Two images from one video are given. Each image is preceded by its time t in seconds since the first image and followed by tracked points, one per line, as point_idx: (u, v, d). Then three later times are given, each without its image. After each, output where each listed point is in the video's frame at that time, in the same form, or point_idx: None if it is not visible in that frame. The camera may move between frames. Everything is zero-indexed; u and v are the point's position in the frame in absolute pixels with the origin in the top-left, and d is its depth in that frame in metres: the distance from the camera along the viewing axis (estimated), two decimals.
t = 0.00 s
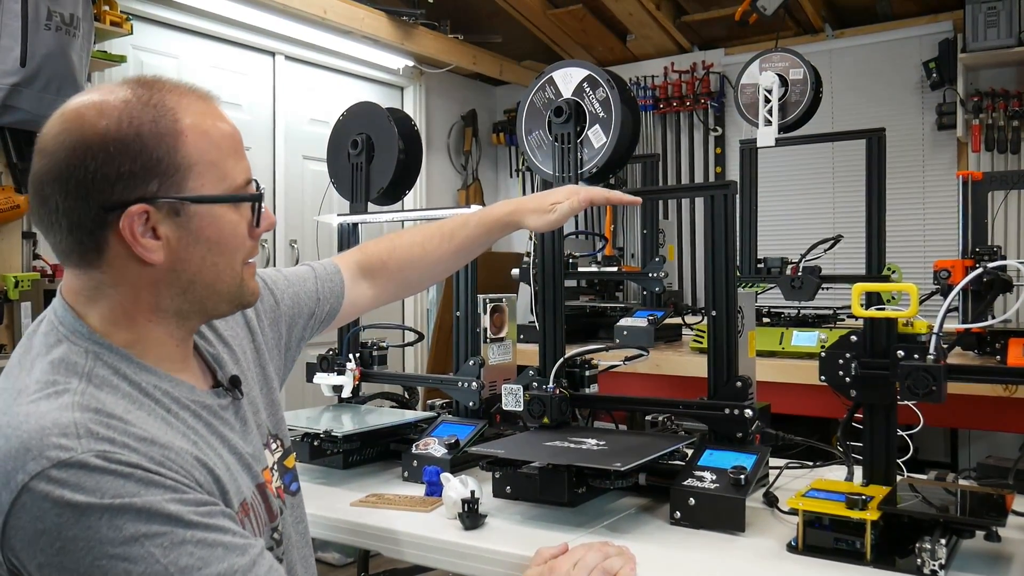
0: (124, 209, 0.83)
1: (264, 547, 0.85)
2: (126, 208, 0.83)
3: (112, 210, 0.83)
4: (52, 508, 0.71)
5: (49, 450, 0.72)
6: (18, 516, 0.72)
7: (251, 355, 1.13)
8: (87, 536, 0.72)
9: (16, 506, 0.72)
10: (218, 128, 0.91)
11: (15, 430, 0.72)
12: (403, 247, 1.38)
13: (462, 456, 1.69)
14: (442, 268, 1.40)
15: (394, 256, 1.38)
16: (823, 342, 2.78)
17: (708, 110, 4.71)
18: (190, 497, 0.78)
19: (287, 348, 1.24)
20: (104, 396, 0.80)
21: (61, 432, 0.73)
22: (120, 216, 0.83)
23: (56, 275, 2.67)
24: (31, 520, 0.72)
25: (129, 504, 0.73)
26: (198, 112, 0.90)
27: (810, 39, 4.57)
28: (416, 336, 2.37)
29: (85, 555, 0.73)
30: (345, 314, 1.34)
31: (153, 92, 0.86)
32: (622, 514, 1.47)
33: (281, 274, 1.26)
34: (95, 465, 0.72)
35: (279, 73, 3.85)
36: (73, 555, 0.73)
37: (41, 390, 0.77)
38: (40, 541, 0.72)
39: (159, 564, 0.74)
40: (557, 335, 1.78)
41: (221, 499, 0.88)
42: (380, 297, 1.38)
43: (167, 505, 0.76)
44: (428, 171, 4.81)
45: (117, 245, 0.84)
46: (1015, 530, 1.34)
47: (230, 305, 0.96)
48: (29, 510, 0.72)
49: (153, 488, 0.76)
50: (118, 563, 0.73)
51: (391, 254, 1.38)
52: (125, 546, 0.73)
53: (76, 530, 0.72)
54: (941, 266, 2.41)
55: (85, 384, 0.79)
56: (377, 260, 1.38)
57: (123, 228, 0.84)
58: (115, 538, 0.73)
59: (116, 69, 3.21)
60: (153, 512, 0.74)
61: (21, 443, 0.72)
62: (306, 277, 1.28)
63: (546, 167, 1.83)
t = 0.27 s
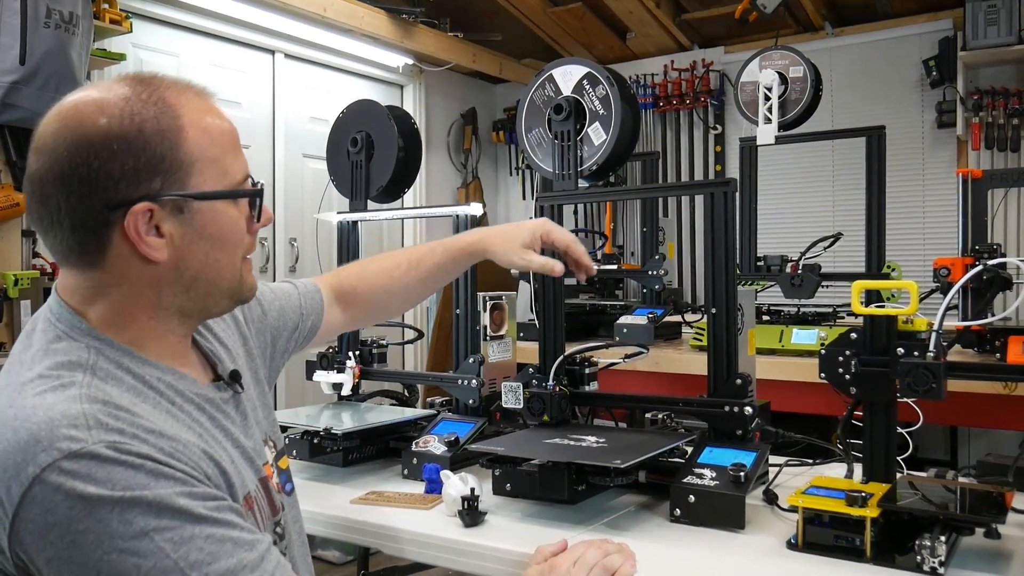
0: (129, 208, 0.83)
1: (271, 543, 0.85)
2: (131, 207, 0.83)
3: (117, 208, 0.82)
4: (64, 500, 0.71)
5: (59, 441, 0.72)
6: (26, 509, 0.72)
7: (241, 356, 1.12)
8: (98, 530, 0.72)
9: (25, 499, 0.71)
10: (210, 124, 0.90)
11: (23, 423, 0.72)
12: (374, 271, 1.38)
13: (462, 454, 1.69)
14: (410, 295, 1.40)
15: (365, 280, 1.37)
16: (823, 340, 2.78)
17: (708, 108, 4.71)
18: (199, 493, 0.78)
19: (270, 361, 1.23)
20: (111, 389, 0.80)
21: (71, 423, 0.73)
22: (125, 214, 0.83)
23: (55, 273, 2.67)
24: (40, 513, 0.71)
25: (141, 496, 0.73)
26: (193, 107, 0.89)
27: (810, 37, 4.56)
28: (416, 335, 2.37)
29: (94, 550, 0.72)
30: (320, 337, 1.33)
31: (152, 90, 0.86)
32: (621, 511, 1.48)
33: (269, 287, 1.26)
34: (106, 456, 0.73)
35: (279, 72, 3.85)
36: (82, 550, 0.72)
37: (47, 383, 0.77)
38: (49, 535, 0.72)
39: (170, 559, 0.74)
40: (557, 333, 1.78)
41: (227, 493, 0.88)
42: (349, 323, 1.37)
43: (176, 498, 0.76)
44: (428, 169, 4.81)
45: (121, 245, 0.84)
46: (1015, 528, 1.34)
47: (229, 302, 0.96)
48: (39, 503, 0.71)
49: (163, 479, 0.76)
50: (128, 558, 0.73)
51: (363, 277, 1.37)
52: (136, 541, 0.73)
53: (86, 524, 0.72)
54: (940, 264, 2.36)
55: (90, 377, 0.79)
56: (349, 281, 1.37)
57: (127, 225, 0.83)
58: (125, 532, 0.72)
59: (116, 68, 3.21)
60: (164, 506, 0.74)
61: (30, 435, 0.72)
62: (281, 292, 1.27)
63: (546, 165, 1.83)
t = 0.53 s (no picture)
0: (126, 215, 0.83)
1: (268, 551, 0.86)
2: (127, 214, 0.83)
3: (114, 214, 0.82)
4: (57, 517, 0.72)
5: (51, 457, 0.72)
6: (21, 525, 0.72)
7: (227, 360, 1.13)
8: (92, 546, 0.72)
9: (18, 515, 0.72)
10: (211, 127, 0.90)
11: (15, 437, 0.72)
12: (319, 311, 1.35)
13: (462, 452, 1.69)
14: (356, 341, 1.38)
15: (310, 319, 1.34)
16: (822, 339, 2.78)
17: (708, 107, 4.71)
18: (194, 504, 0.79)
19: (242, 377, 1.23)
20: (104, 395, 0.80)
21: (64, 437, 0.73)
22: (122, 221, 0.83)
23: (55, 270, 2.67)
24: (35, 529, 0.72)
25: (135, 513, 0.74)
26: (195, 112, 0.89)
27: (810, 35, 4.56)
28: (416, 333, 2.37)
29: (90, 566, 0.73)
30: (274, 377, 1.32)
31: (156, 94, 0.86)
32: (621, 509, 1.48)
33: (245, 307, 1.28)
34: (99, 471, 0.73)
35: (279, 69, 3.85)
36: (78, 565, 0.73)
37: (37, 394, 0.76)
38: (44, 550, 0.72)
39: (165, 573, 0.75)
40: (557, 331, 1.78)
41: (222, 499, 0.88)
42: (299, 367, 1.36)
43: (170, 513, 0.76)
44: (428, 167, 4.80)
45: (116, 251, 0.84)
46: (1014, 526, 1.34)
47: (221, 306, 0.96)
48: (33, 520, 0.72)
49: (158, 493, 0.76)
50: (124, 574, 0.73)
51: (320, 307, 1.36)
52: (131, 557, 0.73)
53: (80, 541, 0.72)
54: (939, 262, 2.39)
55: (82, 385, 0.79)
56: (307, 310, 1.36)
57: (123, 231, 0.83)
58: (119, 549, 0.73)
59: (116, 65, 3.21)
60: (158, 521, 0.75)
61: (21, 450, 0.72)
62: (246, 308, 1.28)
63: (546, 163, 1.83)
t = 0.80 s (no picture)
0: (120, 215, 0.83)
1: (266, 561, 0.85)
2: (122, 214, 0.83)
3: (108, 214, 0.82)
4: (55, 535, 0.71)
5: (47, 475, 0.71)
6: (18, 543, 0.72)
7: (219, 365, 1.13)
8: (90, 564, 0.72)
9: (15, 534, 0.71)
10: (210, 129, 0.90)
11: (10, 454, 0.71)
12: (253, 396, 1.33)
13: (462, 450, 1.69)
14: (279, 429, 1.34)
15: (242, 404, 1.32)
16: (823, 336, 2.78)
17: (708, 104, 4.70)
18: (190, 518, 0.78)
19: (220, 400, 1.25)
20: (99, 406, 0.80)
21: (60, 452, 0.72)
22: (116, 222, 0.83)
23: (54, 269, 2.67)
24: (32, 548, 0.72)
25: (132, 529, 0.73)
26: (196, 114, 0.89)
27: (810, 33, 4.56)
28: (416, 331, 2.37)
29: None
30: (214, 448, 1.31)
31: (158, 96, 0.87)
32: (622, 507, 1.47)
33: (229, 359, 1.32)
34: (96, 487, 0.72)
35: (279, 68, 3.84)
36: None
37: (27, 408, 0.76)
38: (41, 567, 0.72)
39: None
40: (557, 329, 1.78)
41: (219, 510, 0.88)
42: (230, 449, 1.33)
43: (167, 528, 0.76)
44: (428, 165, 4.80)
45: (108, 251, 0.84)
46: (1014, 522, 1.34)
47: (212, 315, 0.96)
48: (30, 538, 0.71)
49: (154, 508, 0.76)
50: None
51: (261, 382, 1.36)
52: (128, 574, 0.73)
53: (78, 559, 0.72)
54: (940, 259, 2.41)
55: (75, 397, 0.78)
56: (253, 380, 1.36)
57: (116, 232, 0.83)
58: (117, 567, 0.73)
59: (115, 64, 3.20)
60: (155, 538, 0.75)
61: (16, 468, 0.71)
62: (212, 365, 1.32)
63: (546, 160, 1.83)
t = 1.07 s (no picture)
0: (98, 197, 0.84)
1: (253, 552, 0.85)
2: (100, 196, 0.84)
3: (87, 198, 0.84)
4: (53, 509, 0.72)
5: (49, 448, 0.73)
6: (15, 516, 0.73)
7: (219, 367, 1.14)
8: (82, 540, 0.73)
9: (12, 506, 0.72)
10: (189, 117, 0.91)
11: (12, 429, 0.73)
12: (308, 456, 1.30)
13: (462, 449, 1.69)
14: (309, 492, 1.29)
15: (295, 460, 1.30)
16: (823, 335, 2.78)
17: (708, 103, 4.70)
18: (183, 502, 0.79)
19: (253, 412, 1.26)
20: (102, 390, 0.81)
21: (61, 427, 0.74)
22: (94, 205, 0.84)
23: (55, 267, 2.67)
24: (29, 519, 0.72)
25: (125, 507, 0.74)
26: (173, 101, 0.90)
27: (810, 31, 4.56)
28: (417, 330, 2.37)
29: (77, 558, 0.73)
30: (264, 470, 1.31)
31: (135, 84, 0.88)
32: (622, 505, 1.48)
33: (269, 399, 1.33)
34: (93, 462, 0.74)
35: (279, 66, 3.84)
36: (66, 558, 0.73)
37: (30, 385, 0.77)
38: (35, 542, 0.73)
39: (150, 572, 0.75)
40: (557, 327, 1.78)
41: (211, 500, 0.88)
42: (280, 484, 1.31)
43: (160, 510, 0.76)
44: (428, 163, 4.80)
45: (92, 235, 0.85)
46: (1014, 521, 1.34)
47: (203, 302, 0.96)
48: (26, 510, 0.72)
49: (148, 489, 0.77)
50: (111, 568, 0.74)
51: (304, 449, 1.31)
52: (116, 554, 0.74)
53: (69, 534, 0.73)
54: (940, 258, 2.41)
55: (78, 377, 0.80)
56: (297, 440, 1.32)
57: (95, 215, 0.84)
58: (107, 545, 0.73)
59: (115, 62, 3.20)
60: (146, 519, 0.75)
61: (18, 442, 0.72)
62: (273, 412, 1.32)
63: (547, 159, 1.83)
